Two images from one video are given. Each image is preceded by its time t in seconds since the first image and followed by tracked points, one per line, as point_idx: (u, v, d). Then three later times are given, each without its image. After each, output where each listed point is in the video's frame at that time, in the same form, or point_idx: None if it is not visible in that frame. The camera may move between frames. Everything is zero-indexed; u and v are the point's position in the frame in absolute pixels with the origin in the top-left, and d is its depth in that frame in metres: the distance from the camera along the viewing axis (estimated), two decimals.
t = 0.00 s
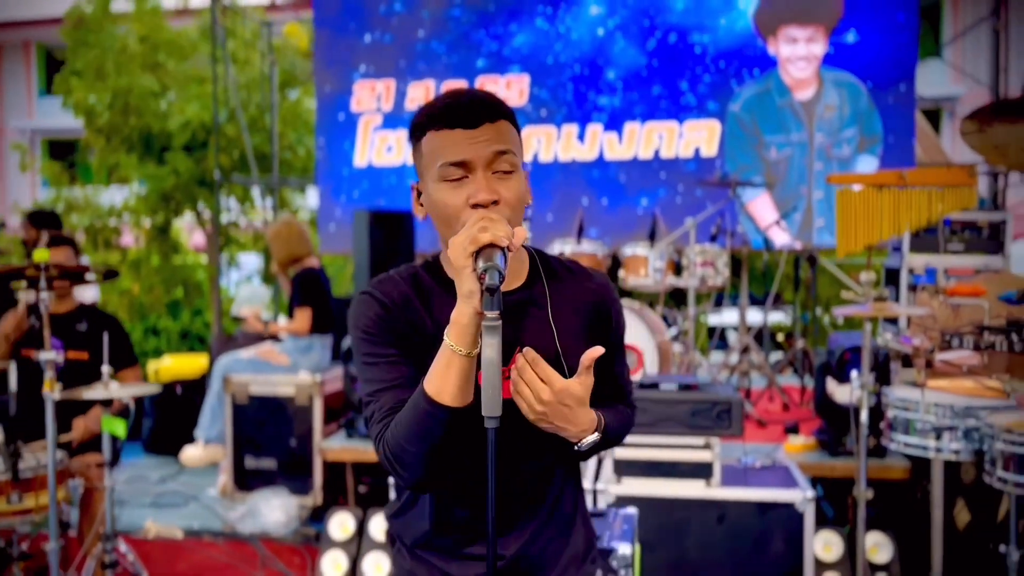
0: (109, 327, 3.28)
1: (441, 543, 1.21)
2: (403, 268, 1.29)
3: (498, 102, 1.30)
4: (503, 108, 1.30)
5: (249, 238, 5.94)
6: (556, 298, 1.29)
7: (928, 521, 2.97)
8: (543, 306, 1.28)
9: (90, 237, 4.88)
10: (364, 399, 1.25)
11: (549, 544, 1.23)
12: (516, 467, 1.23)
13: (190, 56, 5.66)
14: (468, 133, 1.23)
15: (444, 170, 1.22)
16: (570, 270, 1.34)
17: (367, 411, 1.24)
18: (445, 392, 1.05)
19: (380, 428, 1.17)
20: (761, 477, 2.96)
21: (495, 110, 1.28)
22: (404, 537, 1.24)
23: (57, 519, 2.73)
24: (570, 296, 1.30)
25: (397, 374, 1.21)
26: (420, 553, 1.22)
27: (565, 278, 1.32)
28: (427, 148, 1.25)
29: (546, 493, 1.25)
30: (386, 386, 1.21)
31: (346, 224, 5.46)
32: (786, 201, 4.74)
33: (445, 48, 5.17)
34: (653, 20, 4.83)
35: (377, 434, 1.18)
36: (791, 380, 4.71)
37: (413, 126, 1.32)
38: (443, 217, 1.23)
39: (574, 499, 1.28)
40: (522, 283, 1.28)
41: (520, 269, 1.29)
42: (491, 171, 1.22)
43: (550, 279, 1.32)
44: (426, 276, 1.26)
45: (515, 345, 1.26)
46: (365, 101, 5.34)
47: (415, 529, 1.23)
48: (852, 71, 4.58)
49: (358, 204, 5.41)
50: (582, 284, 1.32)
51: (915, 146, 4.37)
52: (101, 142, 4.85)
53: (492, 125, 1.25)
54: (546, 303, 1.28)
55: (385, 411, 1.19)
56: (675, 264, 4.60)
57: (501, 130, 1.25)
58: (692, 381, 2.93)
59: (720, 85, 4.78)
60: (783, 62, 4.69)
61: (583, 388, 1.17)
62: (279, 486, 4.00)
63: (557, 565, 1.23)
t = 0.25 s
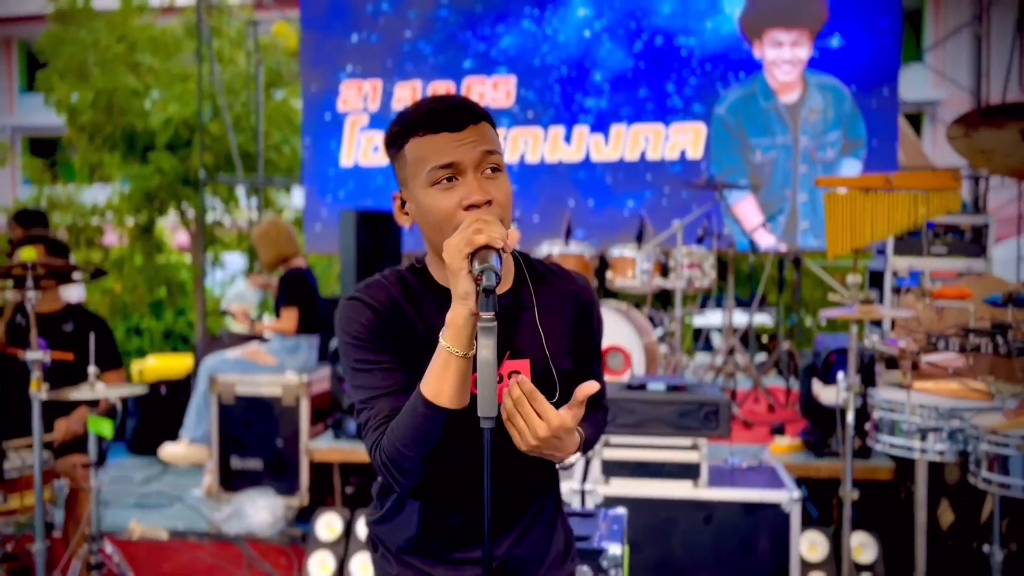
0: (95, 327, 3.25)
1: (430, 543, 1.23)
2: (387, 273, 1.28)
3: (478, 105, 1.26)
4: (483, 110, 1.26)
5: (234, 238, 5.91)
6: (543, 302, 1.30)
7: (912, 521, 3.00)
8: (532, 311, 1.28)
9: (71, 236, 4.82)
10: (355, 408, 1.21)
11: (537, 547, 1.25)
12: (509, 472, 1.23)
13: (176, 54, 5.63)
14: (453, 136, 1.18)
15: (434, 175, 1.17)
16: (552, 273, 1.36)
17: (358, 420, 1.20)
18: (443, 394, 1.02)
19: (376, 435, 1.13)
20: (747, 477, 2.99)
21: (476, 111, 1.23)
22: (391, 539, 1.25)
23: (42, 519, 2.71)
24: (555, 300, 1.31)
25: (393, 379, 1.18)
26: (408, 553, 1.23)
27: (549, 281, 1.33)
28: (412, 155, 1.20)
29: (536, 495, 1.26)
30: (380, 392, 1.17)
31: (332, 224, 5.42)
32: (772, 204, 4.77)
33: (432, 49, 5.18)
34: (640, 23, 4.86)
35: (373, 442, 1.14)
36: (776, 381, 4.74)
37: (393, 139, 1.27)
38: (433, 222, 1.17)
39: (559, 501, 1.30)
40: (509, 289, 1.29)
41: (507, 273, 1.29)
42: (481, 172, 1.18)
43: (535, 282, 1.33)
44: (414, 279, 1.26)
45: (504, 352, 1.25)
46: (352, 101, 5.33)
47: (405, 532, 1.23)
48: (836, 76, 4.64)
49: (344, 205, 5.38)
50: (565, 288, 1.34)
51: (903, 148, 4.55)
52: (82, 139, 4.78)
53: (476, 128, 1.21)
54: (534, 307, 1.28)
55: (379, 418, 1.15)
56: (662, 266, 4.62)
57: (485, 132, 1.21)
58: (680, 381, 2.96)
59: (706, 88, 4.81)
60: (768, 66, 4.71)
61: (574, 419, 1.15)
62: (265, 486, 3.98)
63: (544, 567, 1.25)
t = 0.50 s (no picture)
0: (82, 326, 3.23)
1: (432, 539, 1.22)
2: (384, 264, 1.28)
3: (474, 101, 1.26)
4: (479, 106, 1.26)
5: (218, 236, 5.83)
6: (535, 277, 1.33)
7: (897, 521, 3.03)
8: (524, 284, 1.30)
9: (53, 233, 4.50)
10: (351, 395, 1.21)
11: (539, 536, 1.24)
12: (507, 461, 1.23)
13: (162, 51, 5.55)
14: (455, 135, 1.18)
15: (434, 174, 1.17)
16: (549, 256, 1.37)
17: (353, 408, 1.20)
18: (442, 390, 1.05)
19: (373, 424, 1.13)
20: (735, 477, 3.00)
21: (473, 109, 1.23)
22: (394, 536, 1.24)
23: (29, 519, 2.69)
24: (550, 277, 1.33)
25: (391, 369, 1.18)
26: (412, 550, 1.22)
27: (544, 261, 1.35)
28: (411, 154, 1.20)
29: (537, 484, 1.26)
30: (377, 381, 1.17)
31: (318, 224, 5.41)
32: (757, 206, 4.83)
33: (420, 49, 5.17)
34: (627, 25, 4.87)
35: (368, 431, 1.14)
36: (763, 382, 4.76)
37: (386, 137, 1.27)
38: (433, 219, 1.17)
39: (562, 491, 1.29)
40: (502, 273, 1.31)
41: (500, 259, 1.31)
42: (482, 170, 1.18)
43: (528, 263, 1.35)
44: (412, 270, 1.26)
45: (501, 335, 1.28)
46: (339, 100, 5.30)
47: (409, 528, 1.22)
48: (822, 79, 4.66)
49: (331, 204, 5.37)
50: (560, 266, 1.36)
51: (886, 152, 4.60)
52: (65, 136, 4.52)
53: (476, 127, 1.21)
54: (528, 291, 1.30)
55: (375, 407, 1.16)
56: (651, 267, 4.64)
57: (484, 130, 1.22)
58: (669, 382, 2.98)
59: (693, 90, 4.83)
60: (754, 68, 4.74)
61: (571, 374, 1.16)
62: (252, 487, 3.96)
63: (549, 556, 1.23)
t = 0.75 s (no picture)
0: (69, 324, 3.19)
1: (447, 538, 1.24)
2: (395, 269, 1.29)
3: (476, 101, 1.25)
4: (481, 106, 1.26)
5: (198, 235, 5.65)
6: (544, 277, 1.32)
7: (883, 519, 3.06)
8: (532, 285, 1.30)
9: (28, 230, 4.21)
10: (366, 400, 1.22)
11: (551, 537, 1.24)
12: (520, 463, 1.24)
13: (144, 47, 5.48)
14: (460, 136, 1.18)
15: (442, 176, 1.17)
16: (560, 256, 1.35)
17: (371, 413, 1.21)
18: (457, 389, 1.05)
19: (390, 425, 1.15)
20: (724, 476, 3.02)
21: (475, 109, 1.23)
22: (410, 535, 1.26)
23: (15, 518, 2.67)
24: (559, 278, 1.32)
25: (404, 372, 1.20)
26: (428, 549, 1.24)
27: (554, 259, 1.34)
28: (416, 157, 1.20)
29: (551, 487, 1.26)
30: (392, 384, 1.19)
31: (302, 222, 5.41)
32: (741, 207, 4.89)
33: (405, 48, 5.16)
34: (612, 27, 4.87)
35: (387, 432, 1.15)
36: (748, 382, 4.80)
37: (390, 141, 1.26)
38: (442, 222, 1.18)
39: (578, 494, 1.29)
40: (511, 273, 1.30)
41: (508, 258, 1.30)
42: (488, 170, 1.18)
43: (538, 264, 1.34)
44: (421, 273, 1.27)
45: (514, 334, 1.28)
46: (323, 99, 5.28)
47: (425, 528, 1.25)
48: (806, 83, 4.72)
49: (315, 203, 5.39)
50: (569, 266, 1.34)
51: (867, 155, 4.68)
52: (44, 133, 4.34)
53: (479, 126, 1.21)
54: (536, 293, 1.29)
55: (392, 410, 1.17)
56: (639, 268, 4.66)
57: (488, 129, 1.21)
58: (660, 382, 3.00)
59: (677, 92, 4.86)
60: (738, 70, 4.79)
61: (570, 368, 1.16)
62: (238, 487, 3.93)
63: (562, 559, 1.23)
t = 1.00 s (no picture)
0: (53, 325, 3.14)
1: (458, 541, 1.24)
2: (411, 274, 1.28)
3: (483, 101, 1.24)
4: (487, 106, 1.24)
5: (178, 233, 5.66)
6: (561, 282, 1.30)
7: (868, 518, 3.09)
8: (548, 291, 1.28)
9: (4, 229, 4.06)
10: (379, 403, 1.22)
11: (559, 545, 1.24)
12: (531, 470, 1.23)
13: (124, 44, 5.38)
14: (465, 142, 1.17)
15: (450, 182, 1.16)
16: (578, 264, 1.34)
17: (383, 415, 1.21)
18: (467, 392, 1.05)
19: (402, 428, 1.14)
20: (712, 476, 3.04)
21: (480, 110, 1.21)
22: (421, 535, 1.26)
23: None
24: (575, 284, 1.30)
25: (416, 375, 1.19)
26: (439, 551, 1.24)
27: (571, 267, 1.33)
28: (424, 164, 1.19)
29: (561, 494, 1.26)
30: (404, 387, 1.18)
31: (285, 221, 5.32)
32: (724, 209, 4.91)
33: (389, 47, 5.15)
34: (597, 28, 4.89)
35: (398, 435, 1.15)
36: (732, 383, 4.83)
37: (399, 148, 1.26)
38: (453, 230, 1.17)
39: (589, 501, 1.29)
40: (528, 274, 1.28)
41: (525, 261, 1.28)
42: (495, 175, 1.17)
43: (555, 268, 1.33)
44: (436, 278, 1.26)
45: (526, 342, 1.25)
46: (307, 97, 5.25)
47: (436, 529, 1.25)
48: (789, 86, 4.80)
49: (298, 202, 5.31)
50: (588, 273, 1.33)
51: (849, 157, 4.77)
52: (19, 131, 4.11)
53: (485, 130, 1.19)
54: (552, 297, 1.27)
55: (404, 412, 1.17)
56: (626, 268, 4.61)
57: (494, 132, 1.20)
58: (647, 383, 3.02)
59: (661, 94, 4.88)
60: (722, 73, 4.81)
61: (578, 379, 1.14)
62: (222, 488, 3.89)
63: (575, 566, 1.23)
